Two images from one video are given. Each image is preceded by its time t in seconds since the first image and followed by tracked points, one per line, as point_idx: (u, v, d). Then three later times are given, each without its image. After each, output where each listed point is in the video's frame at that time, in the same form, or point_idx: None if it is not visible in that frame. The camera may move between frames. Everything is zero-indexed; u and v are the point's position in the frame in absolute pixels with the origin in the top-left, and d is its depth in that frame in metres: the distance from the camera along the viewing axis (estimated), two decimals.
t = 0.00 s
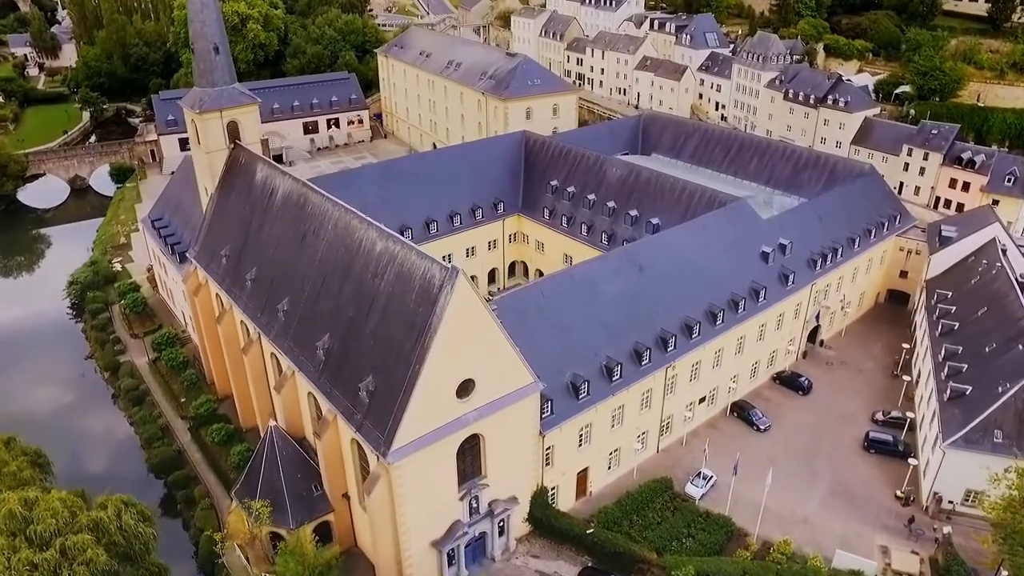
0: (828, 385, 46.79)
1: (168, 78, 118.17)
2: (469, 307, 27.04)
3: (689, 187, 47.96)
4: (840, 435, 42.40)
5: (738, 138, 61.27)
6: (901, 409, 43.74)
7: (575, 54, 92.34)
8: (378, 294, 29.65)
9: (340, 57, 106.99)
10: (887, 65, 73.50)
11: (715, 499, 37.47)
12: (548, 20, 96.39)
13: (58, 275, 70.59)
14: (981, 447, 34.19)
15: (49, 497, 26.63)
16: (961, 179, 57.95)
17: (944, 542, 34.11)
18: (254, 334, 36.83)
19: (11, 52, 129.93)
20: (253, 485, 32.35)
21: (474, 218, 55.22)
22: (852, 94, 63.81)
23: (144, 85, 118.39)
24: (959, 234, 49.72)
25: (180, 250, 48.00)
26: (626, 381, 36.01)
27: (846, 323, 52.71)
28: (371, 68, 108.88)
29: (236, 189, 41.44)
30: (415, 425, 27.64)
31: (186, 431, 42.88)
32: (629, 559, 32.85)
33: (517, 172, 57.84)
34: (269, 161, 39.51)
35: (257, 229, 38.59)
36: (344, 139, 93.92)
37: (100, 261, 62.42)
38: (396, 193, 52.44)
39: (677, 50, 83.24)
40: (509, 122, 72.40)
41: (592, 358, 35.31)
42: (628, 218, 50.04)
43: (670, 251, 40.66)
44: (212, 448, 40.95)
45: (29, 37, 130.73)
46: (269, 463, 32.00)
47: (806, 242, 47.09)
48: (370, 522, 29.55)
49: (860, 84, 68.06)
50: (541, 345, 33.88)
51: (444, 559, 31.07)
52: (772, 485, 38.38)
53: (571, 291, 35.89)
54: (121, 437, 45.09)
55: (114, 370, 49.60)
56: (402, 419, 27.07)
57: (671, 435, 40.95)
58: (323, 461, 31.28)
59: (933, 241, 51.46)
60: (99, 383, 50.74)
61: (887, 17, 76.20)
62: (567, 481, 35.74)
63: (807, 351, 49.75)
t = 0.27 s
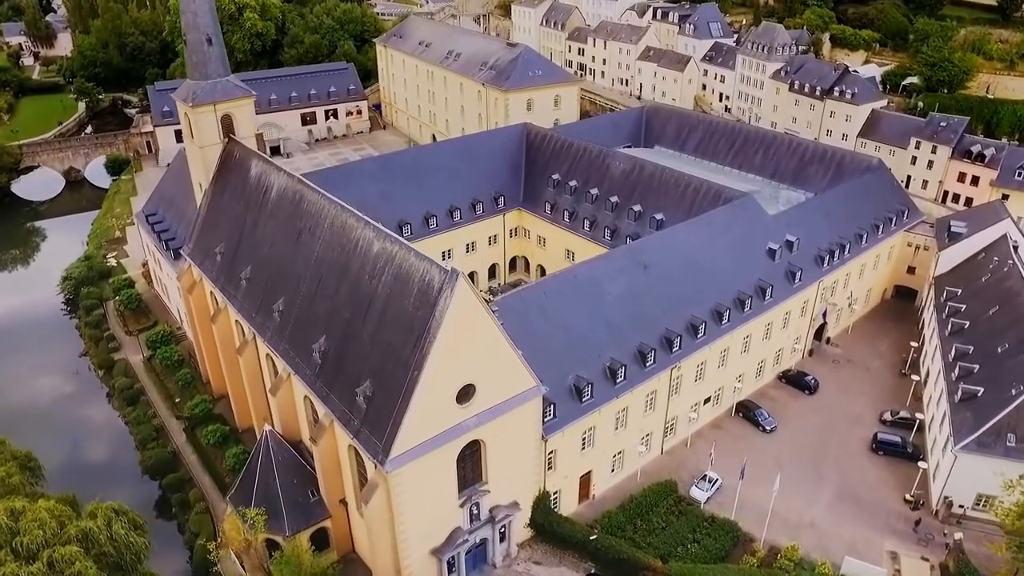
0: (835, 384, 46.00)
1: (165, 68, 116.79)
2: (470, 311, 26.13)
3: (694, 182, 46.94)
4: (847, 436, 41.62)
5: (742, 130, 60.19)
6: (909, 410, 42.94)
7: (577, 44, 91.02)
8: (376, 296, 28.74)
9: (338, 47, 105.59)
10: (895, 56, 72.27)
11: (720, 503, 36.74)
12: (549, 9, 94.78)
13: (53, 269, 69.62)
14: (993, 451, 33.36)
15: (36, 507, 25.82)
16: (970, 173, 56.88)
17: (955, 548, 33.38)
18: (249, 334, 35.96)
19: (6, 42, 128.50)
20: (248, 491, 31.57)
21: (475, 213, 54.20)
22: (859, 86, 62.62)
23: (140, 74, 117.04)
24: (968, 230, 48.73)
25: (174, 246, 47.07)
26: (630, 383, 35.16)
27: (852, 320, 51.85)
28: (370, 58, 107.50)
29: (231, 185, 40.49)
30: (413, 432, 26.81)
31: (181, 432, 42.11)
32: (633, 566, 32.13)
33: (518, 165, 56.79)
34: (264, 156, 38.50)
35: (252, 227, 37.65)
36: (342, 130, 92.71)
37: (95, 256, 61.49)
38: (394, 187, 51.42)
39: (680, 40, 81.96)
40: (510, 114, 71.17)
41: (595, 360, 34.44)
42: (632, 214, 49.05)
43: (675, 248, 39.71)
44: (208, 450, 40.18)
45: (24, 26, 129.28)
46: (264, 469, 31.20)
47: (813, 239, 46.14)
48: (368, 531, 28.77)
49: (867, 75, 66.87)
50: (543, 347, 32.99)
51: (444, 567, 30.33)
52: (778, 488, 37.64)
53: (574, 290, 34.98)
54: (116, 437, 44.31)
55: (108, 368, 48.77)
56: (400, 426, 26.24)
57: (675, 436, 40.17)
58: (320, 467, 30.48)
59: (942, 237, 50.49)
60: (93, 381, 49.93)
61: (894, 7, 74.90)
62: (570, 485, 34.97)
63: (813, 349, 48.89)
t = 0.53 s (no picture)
0: (841, 384, 45.33)
1: (161, 59, 115.48)
2: (470, 316, 25.33)
3: (698, 177, 46.05)
4: (854, 438, 40.94)
5: (747, 124, 59.24)
6: (916, 411, 42.26)
7: (578, 35, 89.86)
8: (373, 299, 27.94)
9: (336, 38, 104.31)
10: (901, 49, 71.19)
11: (724, 507, 36.12)
12: None
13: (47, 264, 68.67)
14: (1004, 456, 32.69)
15: (24, 517, 25.10)
16: (978, 168, 55.96)
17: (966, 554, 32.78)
18: (244, 335, 35.20)
19: None
20: (242, 497, 30.86)
21: (474, 209, 53.31)
22: (865, 79, 61.58)
23: (136, 66, 115.76)
24: (977, 228, 47.89)
25: (169, 243, 46.25)
26: (634, 386, 34.43)
27: (858, 318, 51.10)
28: (369, 49, 106.25)
29: (226, 182, 39.61)
30: (412, 439, 26.08)
31: (176, 433, 41.42)
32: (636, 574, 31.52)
33: (519, 160, 55.86)
34: (258, 153, 37.57)
35: (247, 225, 36.80)
36: (340, 123, 91.63)
37: (89, 252, 60.59)
38: (393, 182, 50.51)
39: (683, 32, 80.91)
40: (510, 107, 70.00)
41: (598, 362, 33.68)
42: (635, 210, 48.16)
43: (681, 246, 38.84)
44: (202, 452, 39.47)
45: (18, 16, 127.77)
46: (260, 475, 30.52)
47: (819, 236, 45.30)
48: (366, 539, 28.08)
49: (873, 68, 65.85)
50: (544, 349, 32.20)
51: None
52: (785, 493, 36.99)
53: (576, 291, 34.16)
54: (110, 437, 43.57)
55: (102, 367, 48.00)
56: (398, 433, 25.52)
57: (679, 438, 39.51)
58: (316, 473, 29.76)
59: (949, 234, 49.67)
60: (87, 380, 49.15)
61: None
62: (572, 490, 34.30)
63: (819, 348, 48.17)
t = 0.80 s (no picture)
0: (849, 384, 44.42)
1: (157, 47, 113.86)
2: (471, 323, 24.28)
3: (704, 172, 44.88)
4: (863, 441, 40.04)
5: (753, 116, 58.00)
6: (926, 412, 41.35)
7: (580, 24, 88.31)
8: (369, 304, 26.90)
9: (334, 26, 102.66)
10: (910, 39, 69.80)
11: (731, 514, 35.25)
12: None
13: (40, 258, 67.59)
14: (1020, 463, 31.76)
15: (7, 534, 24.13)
16: (989, 162, 54.77)
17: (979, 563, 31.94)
18: (237, 337, 34.20)
19: None
20: (236, 506, 29.97)
21: (475, 203, 52.11)
22: (874, 70, 60.25)
23: (132, 54, 114.19)
24: (989, 224, 46.78)
25: (162, 241, 45.21)
26: (639, 390, 33.46)
27: (866, 316, 50.09)
28: (367, 38, 104.65)
29: (218, 179, 38.47)
30: (410, 450, 25.11)
31: (170, 436, 40.54)
32: None
33: (520, 153, 54.63)
34: (251, 148, 36.39)
35: (240, 223, 35.71)
36: (338, 113, 90.21)
37: (82, 247, 59.49)
38: (391, 177, 49.29)
39: (687, 21, 79.45)
40: (511, 98, 68.53)
41: (603, 366, 32.68)
42: (639, 205, 47.01)
43: (687, 245, 37.74)
44: (197, 455, 38.59)
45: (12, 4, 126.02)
46: (253, 483, 29.62)
47: (828, 233, 44.21)
48: (363, 552, 27.21)
49: (881, 58, 64.51)
50: (547, 354, 31.17)
51: None
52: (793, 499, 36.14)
53: (580, 292, 33.09)
54: (103, 439, 42.66)
55: (94, 366, 47.06)
56: (395, 445, 24.55)
57: (684, 441, 38.63)
58: (312, 482, 28.85)
59: (960, 230, 48.58)
60: (80, 379, 48.22)
61: None
62: (575, 496, 33.43)
63: (826, 347, 47.21)
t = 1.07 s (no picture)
0: (856, 384, 43.55)
1: (152, 37, 112.40)
2: (471, 332, 23.35)
3: (710, 168, 43.80)
4: (872, 444, 39.22)
5: (758, 110, 56.91)
6: (936, 415, 40.53)
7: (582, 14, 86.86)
8: (365, 309, 25.97)
9: (332, 16, 101.17)
10: (919, 29, 68.52)
11: (737, 520, 34.49)
12: None
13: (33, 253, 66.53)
14: None
15: None
16: (999, 157, 53.69)
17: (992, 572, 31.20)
18: (231, 340, 33.31)
19: None
20: (230, 516, 29.17)
21: (474, 199, 51.03)
22: (882, 62, 59.03)
23: (127, 44, 112.74)
24: (1000, 221, 45.76)
25: (155, 238, 44.27)
26: (644, 395, 32.60)
27: (873, 314, 49.15)
28: (365, 28, 103.17)
29: (211, 176, 37.47)
30: (408, 462, 24.26)
31: (164, 438, 39.73)
32: None
33: (521, 147, 53.55)
34: (244, 145, 35.38)
35: (234, 222, 34.74)
36: (336, 105, 88.91)
37: (75, 243, 58.46)
38: (389, 172, 48.18)
39: (690, 11, 78.11)
40: (511, 91, 67.33)
41: (606, 371, 31.79)
42: (642, 202, 45.98)
43: (693, 244, 36.75)
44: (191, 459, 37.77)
45: None
46: (247, 493, 28.80)
47: (836, 231, 43.24)
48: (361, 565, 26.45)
49: (889, 50, 63.25)
50: (550, 359, 30.28)
51: None
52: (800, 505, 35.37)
53: (583, 295, 32.15)
54: (96, 440, 41.84)
55: (87, 366, 46.18)
56: (393, 458, 23.70)
57: (688, 445, 37.82)
58: (307, 492, 28.03)
59: (971, 226, 47.55)
60: (72, 379, 47.31)
61: None
62: (578, 504, 32.67)
63: (833, 346, 46.33)
